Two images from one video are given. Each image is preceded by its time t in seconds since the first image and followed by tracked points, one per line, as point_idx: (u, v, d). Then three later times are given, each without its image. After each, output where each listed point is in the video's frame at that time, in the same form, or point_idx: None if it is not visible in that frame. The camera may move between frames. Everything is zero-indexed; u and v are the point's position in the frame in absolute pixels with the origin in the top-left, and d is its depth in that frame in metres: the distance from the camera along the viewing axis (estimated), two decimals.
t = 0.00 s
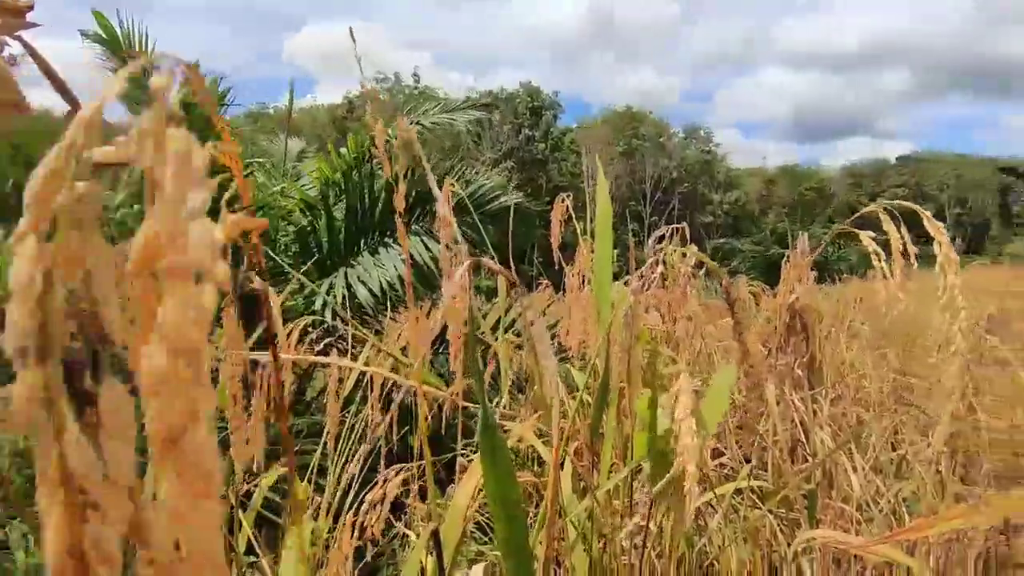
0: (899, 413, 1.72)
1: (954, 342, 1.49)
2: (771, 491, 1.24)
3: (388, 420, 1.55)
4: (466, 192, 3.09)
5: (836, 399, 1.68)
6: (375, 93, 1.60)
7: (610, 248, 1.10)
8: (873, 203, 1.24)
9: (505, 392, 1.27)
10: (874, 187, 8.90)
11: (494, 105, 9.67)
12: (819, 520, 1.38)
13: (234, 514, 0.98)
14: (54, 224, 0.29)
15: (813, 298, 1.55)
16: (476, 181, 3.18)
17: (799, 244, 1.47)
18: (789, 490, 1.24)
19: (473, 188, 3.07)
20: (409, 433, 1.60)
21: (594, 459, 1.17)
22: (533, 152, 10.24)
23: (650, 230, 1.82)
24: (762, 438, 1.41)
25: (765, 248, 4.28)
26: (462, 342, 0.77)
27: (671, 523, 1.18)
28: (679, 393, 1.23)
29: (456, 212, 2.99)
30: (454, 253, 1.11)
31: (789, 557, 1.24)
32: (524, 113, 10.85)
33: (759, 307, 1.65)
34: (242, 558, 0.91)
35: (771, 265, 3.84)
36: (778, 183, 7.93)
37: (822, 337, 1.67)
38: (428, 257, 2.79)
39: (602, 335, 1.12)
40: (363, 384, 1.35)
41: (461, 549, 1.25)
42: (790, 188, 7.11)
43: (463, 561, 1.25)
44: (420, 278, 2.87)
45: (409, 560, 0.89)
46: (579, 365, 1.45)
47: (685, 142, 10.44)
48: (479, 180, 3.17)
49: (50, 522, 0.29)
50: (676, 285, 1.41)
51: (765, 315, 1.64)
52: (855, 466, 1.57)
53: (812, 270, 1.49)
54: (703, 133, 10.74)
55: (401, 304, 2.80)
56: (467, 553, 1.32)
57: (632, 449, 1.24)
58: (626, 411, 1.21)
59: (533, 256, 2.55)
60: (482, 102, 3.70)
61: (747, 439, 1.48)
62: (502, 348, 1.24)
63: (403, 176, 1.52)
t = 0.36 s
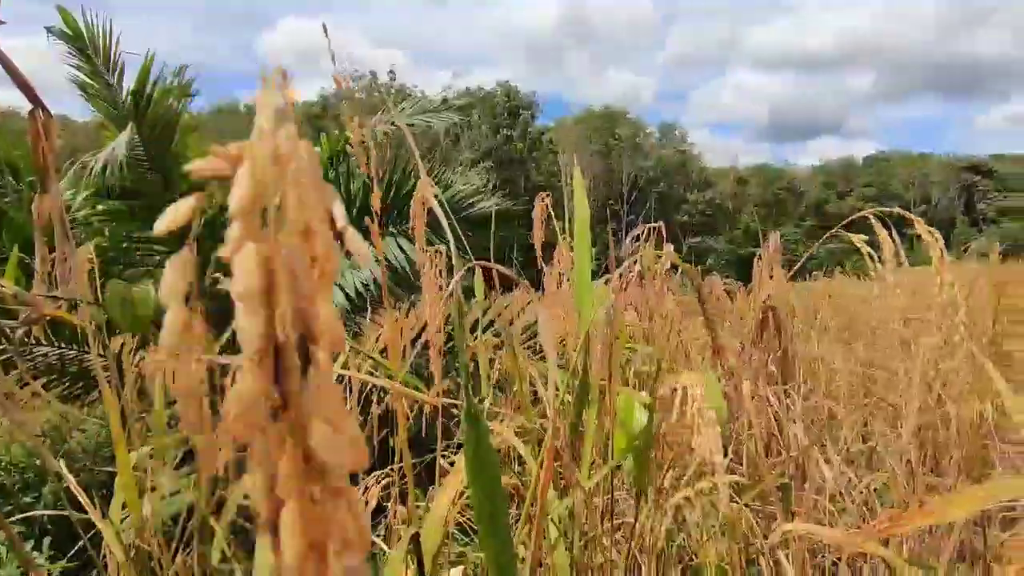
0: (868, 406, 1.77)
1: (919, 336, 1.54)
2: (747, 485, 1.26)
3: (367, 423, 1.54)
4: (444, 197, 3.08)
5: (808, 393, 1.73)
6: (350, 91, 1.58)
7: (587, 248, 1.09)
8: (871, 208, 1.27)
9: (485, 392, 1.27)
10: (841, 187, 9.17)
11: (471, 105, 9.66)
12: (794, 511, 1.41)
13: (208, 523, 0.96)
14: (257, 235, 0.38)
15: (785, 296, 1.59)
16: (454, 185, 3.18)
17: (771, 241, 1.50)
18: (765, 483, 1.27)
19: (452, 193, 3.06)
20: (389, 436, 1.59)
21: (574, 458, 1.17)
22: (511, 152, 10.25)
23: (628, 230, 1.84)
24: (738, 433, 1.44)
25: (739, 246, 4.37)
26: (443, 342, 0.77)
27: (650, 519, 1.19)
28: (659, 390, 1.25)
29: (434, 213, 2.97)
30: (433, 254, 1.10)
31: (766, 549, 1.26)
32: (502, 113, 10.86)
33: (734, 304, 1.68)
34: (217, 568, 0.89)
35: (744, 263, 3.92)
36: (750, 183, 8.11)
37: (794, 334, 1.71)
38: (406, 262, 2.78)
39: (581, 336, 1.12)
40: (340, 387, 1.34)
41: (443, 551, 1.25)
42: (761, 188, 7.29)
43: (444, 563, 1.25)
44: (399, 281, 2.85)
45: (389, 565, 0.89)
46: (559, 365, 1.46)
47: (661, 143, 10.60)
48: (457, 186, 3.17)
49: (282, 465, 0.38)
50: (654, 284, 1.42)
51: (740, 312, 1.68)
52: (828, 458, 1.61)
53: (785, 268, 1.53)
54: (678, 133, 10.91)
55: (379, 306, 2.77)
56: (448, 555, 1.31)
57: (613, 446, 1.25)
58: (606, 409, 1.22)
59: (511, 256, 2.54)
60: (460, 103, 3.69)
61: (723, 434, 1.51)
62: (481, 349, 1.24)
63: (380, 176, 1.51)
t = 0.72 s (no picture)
0: (827, 399, 1.84)
1: (874, 332, 1.60)
2: (714, 480, 1.29)
3: (334, 430, 1.50)
4: (411, 199, 3.04)
5: (771, 388, 1.78)
6: (313, 90, 1.55)
7: (565, 246, 1.11)
8: (834, 210, 1.33)
9: (455, 395, 1.25)
10: (797, 189, 9.55)
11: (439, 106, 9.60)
12: (759, 504, 1.45)
13: (166, 541, 0.92)
14: None
15: (748, 295, 1.64)
16: (422, 187, 3.14)
17: (734, 242, 1.54)
18: (731, 477, 1.30)
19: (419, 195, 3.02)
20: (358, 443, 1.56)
21: (546, 459, 1.17)
22: (480, 153, 10.23)
23: (596, 231, 1.85)
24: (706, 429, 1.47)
25: (702, 246, 4.48)
26: (407, 345, 0.75)
27: (622, 517, 1.20)
28: (628, 389, 1.26)
29: (402, 214, 2.93)
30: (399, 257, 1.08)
31: (733, 542, 1.29)
32: (470, 115, 10.83)
33: (700, 304, 1.71)
34: None
35: (709, 262, 4.02)
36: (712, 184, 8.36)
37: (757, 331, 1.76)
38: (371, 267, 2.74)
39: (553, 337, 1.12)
40: (307, 394, 1.30)
41: (415, 557, 1.23)
42: (722, 190, 7.53)
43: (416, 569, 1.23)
44: (365, 285, 2.81)
45: None
46: (529, 365, 1.46)
47: (627, 146, 10.78)
48: (425, 188, 3.13)
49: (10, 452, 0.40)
50: (621, 284, 1.44)
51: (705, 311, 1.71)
52: (789, 450, 1.67)
53: (747, 267, 1.57)
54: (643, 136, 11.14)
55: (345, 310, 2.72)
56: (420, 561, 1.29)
57: (584, 446, 1.25)
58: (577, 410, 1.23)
59: (481, 257, 2.53)
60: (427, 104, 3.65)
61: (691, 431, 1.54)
62: (451, 350, 1.23)
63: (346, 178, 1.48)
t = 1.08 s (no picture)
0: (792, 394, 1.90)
1: (841, 327, 1.65)
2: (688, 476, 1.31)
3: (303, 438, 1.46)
4: (384, 200, 3.00)
5: (738, 383, 1.83)
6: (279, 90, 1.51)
7: (529, 246, 1.11)
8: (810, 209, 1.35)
9: (428, 398, 1.24)
10: (761, 190, 9.84)
11: (406, 106, 9.53)
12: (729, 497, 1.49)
13: (127, 557, 0.88)
14: None
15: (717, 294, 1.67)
16: (394, 188, 3.10)
17: (703, 241, 1.57)
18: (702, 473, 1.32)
19: (392, 196, 2.98)
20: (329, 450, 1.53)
21: (522, 461, 1.17)
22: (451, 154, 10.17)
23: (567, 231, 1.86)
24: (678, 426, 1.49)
25: (672, 246, 4.57)
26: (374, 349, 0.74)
27: (597, 516, 1.21)
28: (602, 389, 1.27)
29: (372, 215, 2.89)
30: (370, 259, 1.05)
31: (706, 536, 1.32)
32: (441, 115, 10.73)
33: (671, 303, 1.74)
34: None
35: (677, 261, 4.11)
36: (680, 186, 8.53)
37: (725, 328, 1.80)
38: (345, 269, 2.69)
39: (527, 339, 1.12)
40: (276, 401, 1.27)
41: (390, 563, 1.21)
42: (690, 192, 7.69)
43: None
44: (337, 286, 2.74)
45: None
46: (504, 366, 1.46)
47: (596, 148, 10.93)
48: (397, 189, 3.09)
49: None
50: (594, 285, 1.45)
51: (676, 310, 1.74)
52: (758, 444, 1.71)
53: (715, 265, 1.60)
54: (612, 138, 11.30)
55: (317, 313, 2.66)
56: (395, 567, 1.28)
57: (558, 447, 1.26)
58: (551, 411, 1.23)
59: (455, 259, 2.52)
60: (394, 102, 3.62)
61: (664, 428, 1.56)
62: (425, 353, 1.21)
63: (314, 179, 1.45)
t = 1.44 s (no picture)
0: (752, 386, 1.96)
1: (791, 318, 1.71)
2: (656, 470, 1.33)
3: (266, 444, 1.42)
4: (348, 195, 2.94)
5: (702, 377, 1.88)
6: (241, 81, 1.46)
7: (509, 243, 1.09)
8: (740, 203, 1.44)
9: (396, 400, 1.22)
10: (722, 188, 10.13)
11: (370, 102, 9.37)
12: (695, 488, 1.53)
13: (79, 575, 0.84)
14: None
15: (681, 289, 1.71)
16: (359, 181, 3.04)
17: (668, 238, 1.60)
18: (669, 467, 1.35)
19: (358, 187, 2.93)
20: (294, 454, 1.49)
21: (492, 461, 1.17)
22: (417, 151, 10.05)
23: (536, 229, 1.87)
24: (647, 421, 1.52)
25: (637, 242, 4.65)
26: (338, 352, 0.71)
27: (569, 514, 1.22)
28: (572, 387, 1.27)
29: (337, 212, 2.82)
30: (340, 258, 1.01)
31: (672, 528, 1.35)
32: (406, 112, 10.59)
33: (638, 298, 1.77)
34: None
35: (643, 258, 4.18)
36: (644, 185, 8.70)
37: (689, 324, 1.85)
38: (312, 265, 2.64)
39: (499, 336, 1.12)
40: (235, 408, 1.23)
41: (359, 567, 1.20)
42: (654, 191, 7.88)
43: None
44: (302, 284, 2.67)
45: None
46: (473, 364, 1.45)
47: (563, 146, 11.00)
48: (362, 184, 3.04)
49: None
50: (563, 280, 1.46)
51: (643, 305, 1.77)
52: (721, 435, 1.76)
53: (680, 262, 1.64)
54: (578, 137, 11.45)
55: (281, 313, 2.59)
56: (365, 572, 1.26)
57: (529, 445, 1.26)
58: (522, 408, 1.25)
59: (422, 257, 2.49)
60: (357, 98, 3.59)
61: (633, 422, 1.59)
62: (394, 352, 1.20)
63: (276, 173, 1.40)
